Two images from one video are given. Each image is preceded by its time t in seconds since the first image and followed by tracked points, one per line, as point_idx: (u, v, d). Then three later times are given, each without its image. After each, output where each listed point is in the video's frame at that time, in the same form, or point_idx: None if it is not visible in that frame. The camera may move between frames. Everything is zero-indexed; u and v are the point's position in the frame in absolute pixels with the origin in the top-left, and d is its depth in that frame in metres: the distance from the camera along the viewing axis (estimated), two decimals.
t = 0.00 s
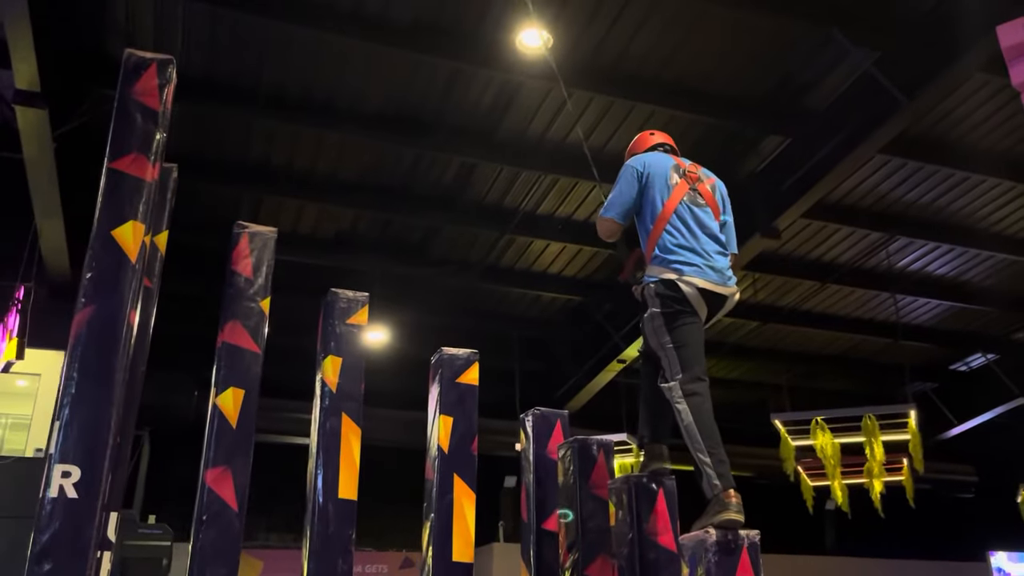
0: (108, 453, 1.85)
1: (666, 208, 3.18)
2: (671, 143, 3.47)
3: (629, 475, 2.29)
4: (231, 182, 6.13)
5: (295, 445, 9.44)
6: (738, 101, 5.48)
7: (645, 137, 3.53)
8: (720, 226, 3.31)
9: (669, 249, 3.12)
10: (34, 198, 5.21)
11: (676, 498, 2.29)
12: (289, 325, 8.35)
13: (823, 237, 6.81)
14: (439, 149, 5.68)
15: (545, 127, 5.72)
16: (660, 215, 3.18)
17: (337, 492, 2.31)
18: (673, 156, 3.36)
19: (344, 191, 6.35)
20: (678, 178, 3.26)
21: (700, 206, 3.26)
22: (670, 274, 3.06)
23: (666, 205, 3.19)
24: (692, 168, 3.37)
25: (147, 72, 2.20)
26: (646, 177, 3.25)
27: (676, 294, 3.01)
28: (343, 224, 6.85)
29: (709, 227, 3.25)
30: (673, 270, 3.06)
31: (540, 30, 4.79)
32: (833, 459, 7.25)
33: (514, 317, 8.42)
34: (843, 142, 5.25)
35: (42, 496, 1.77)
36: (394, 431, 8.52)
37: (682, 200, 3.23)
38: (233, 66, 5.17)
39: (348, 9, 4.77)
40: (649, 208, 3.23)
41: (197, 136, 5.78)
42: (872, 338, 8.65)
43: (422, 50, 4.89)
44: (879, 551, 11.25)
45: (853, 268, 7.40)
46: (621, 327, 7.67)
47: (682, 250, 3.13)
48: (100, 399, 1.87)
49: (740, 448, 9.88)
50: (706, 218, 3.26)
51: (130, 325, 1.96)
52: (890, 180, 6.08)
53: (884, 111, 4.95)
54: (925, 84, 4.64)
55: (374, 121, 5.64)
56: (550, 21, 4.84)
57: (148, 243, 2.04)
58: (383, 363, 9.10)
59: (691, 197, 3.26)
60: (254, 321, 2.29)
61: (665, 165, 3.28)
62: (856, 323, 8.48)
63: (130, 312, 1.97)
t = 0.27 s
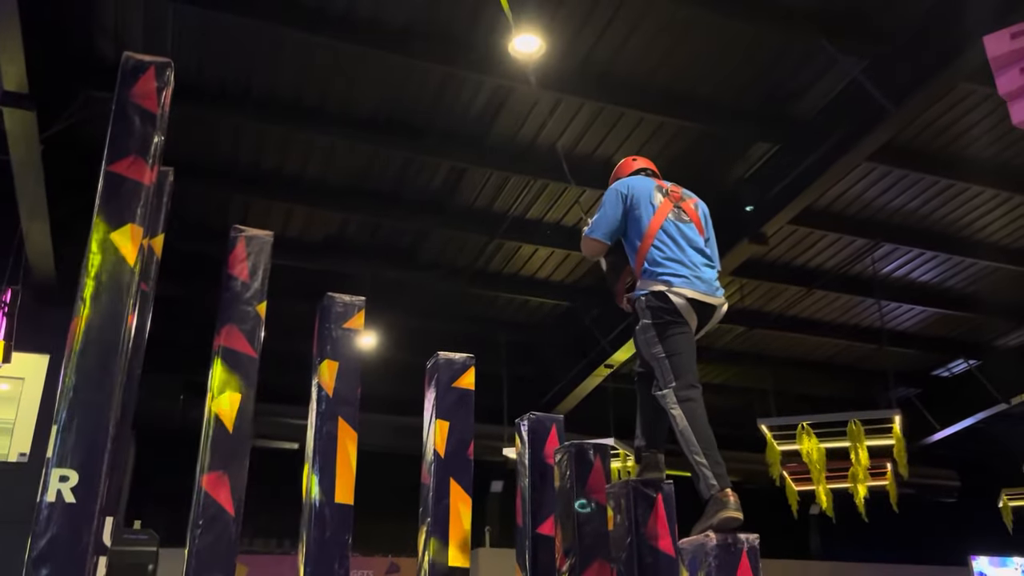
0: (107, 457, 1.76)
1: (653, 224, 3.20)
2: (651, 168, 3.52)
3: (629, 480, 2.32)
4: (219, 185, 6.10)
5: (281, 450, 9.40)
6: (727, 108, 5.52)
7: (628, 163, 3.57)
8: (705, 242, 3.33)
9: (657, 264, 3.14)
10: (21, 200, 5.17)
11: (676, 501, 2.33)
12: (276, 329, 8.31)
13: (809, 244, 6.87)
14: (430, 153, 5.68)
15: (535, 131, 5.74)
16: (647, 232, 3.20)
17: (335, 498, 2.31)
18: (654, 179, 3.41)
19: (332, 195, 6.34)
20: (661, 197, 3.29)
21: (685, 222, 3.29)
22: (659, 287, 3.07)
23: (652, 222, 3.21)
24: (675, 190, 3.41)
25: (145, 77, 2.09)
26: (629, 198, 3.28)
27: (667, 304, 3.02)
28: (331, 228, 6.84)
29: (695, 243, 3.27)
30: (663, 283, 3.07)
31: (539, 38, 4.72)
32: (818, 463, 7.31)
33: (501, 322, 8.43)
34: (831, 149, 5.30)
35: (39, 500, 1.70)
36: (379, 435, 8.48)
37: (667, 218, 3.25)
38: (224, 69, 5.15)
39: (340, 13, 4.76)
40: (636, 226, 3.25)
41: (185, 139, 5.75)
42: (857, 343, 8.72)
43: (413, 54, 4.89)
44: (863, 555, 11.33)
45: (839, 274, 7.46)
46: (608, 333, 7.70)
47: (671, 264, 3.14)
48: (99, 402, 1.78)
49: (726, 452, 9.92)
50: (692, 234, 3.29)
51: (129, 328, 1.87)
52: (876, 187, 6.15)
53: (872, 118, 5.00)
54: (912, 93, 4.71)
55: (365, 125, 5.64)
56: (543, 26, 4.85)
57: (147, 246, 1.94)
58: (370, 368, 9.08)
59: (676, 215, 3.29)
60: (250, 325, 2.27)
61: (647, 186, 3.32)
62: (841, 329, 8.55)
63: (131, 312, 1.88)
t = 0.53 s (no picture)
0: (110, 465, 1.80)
1: (633, 233, 3.23)
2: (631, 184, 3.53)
3: (624, 484, 2.34)
4: (209, 189, 6.08)
5: (271, 454, 9.36)
6: (717, 114, 5.56)
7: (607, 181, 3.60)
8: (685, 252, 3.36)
9: (639, 271, 3.17)
10: (10, 205, 5.14)
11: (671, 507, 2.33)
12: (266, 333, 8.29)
13: (797, 248, 6.93)
14: (422, 158, 5.69)
15: (526, 136, 5.75)
16: (627, 242, 3.23)
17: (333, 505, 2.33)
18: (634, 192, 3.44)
19: (323, 199, 6.34)
20: (642, 209, 3.32)
21: (665, 232, 3.32)
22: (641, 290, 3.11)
23: (632, 232, 3.24)
24: (653, 204, 3.44)
25: (144, 85, 2.11)
26: (610, 211, 3.31)
27: (645, 304, 3.07)
28: (322, 232, 6.83)
29: (675, 251, 3.30)
30: (645, 286, 3.10)
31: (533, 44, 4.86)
32: (807, 466, 7.36)
33: (491, 326, 8.44)
34: (820, 155, 5.35)
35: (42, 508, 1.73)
36: (370, 439, 8.47)
37: (648, 228, 3.28)
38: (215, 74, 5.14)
39: (332, 18, 4.77)
40: (618, 236, 3.27)
41: (175, 143, 5.74)
42: (843, 347, 8.79)
43: (405, 59, 4.90)
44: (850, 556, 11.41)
45: (825, 279, 7.52)
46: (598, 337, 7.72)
47: (653, 271, 3.17)
48: (100, 411, 1.81)
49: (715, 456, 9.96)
50: (672, 243, 3.32)
51: (130, 338, 1.90)
52: (863, 192, 6.22)
53: (860, 124, 5.06)
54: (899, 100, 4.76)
55: (356, 129, 5.64)
56: (536, 33, 4.88)
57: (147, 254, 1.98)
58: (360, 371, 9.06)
59: (656, 225, 3.32)
60: (249, 330, 2.28)
61: (626, 199, 3.35)
62: (828, 332, 8.61)
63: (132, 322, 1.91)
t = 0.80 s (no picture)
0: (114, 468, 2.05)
1: (626, 225, 3.31)
2: (628, 176, 3.59)
3: (633, 490, 2.35)
4: (203, 194, 6.07)
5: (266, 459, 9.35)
6: (710, 119, 5.60)
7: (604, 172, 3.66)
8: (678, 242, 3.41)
9: (630, 262, 3.24)
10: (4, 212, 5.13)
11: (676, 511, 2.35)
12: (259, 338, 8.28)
13: (788, 251, 6.99)
14: (416, 163, 5.71)
15: (520, 141, 5.77)
16: (621, 233, 3.31)
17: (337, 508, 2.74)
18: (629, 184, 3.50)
19: (317, 204, 6.34)
20: (635, 201, 3.39)
21: (659, 223, 3.39)
22: (629, 281, 3.18)
23: (625, 224, 3.32)
24: (649, 195, 3.50)
25: (149, 94, 2.43)
26: (605, 202, 3.37)
27: (629, 294, 3.15)
28: (315, 237, 6.84)
29: (667, 242, 3.36)
30: (632, 277, 3.18)
31: (530, 51, 4.87)
32: (799, 468, 7.42)
33: (484, 329, 8.45)
34: (812, 159, 5.40)
35: (55, 512, 1.98)
36: (363, 443, 8.47)
37: (641, 219, 3.35)
38: (211, 80, 5.15)
39: (328, 24, 4.78)
40: (612, 228, 3.35)
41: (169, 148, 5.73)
42: (834, 348, 8.85)
43: (398, 66, 4.91)
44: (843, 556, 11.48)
45: (816, 281, 7.59)
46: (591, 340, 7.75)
47: (643, 261, 3.24)
48: (107, 421, 2.06)
49: (708, 458, 10.00)
50: (664, 233, 3.38)
51: (134, 346, 2.15)
52: (853, 196, 6.28)
53: (851, 129, 5.11)
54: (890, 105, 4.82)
55: (351, 134, 5.66)
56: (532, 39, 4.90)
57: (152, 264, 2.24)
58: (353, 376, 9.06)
59: (650, 216, 3.39)
60: (251, 337, 2.64)
61: (621, 191, 3.41)
62: (819, 334, 8.68)
63: (135, 331, 2.16)
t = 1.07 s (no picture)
0: (133, 476, 1.90)
1: (633, 218, 3.31)
2: (639, 166, 3.58)
3: (647, 491, 2.36)
4: (202, 199, 6.07)
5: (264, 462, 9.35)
6: (708, 120, 5.62)
7: (614, 159, 3.63)
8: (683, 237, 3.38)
9: (632, 258, 3.24)
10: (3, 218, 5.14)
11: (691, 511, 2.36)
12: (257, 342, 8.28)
13: (787, 251, 7.01)
14: (415, 165, 5.71)
15: (520, 143, 5.77)
16: (626, 227, 3.32)
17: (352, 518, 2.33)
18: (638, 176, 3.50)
19: (316, 207, 6.34)
20: (642, 194, 3.38)
21: (665, 218, 3.38)
22: (626, 277, 3.18)
23: (631, 217, 3.32)
24: (657, 187, 3.49)
25: (160, 101, 2.28)
26: (612, 194, 3.37)
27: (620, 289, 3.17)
28: (314, 240, 6.83)
29: (670, 236, 3.33)
30: (629, 275, 3.17)
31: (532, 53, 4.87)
32: (799, 467, 7.44)
33: (483, 331, 8.46)
34: (810, 160, 5.43)
35: (70, 523, 1.81)
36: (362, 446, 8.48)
37: (646, 213, 3.34)
38: (210, 84, 5.14)
39: (328, 28, 4.78)
40: (619, 220, 3.36)
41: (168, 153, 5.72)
42: (832, 347, 8.87)
43: (398, 70, 4.91)
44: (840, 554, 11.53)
45: (814, 281, 7.61)
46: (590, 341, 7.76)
47: (644, 257, 3.23)
48: (125, 424, 1.91)
49: (707, 458, 10.02)
50: (668, 228, 3.35)
51: (150, 351, 2.02)
52: (851, 196, 6.30)
53: (849, 130, 5.13)
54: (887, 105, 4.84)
55: (351, 138, 5.66)
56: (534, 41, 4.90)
57: (167, 268, 2.10)
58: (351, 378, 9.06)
59: (656, 210, 3.37)
60: (263, 342, 2.34)
61: (629, 184, 3.41)
62: (817, 333, 8.70)
63: (151, 336, 2.02)
